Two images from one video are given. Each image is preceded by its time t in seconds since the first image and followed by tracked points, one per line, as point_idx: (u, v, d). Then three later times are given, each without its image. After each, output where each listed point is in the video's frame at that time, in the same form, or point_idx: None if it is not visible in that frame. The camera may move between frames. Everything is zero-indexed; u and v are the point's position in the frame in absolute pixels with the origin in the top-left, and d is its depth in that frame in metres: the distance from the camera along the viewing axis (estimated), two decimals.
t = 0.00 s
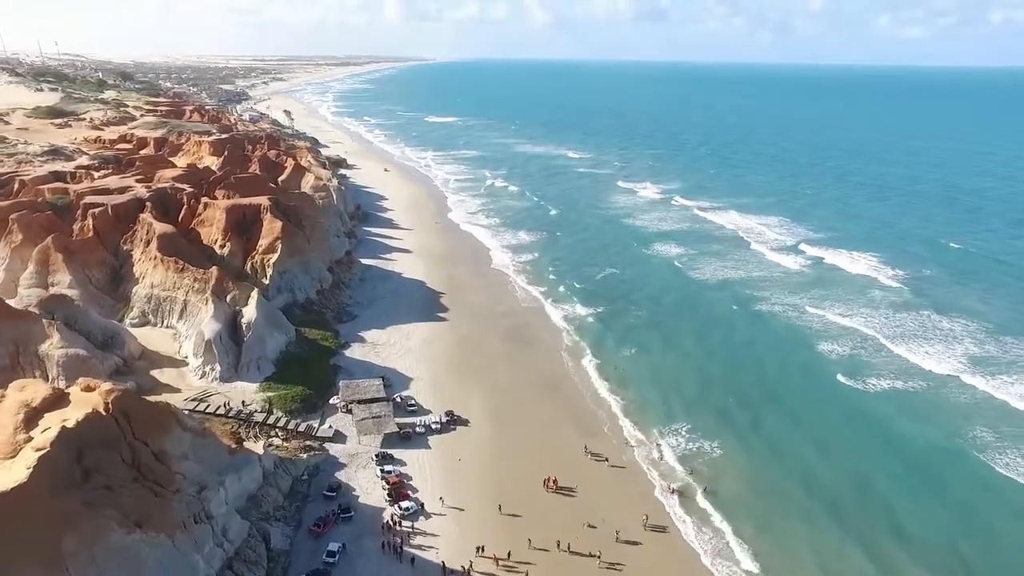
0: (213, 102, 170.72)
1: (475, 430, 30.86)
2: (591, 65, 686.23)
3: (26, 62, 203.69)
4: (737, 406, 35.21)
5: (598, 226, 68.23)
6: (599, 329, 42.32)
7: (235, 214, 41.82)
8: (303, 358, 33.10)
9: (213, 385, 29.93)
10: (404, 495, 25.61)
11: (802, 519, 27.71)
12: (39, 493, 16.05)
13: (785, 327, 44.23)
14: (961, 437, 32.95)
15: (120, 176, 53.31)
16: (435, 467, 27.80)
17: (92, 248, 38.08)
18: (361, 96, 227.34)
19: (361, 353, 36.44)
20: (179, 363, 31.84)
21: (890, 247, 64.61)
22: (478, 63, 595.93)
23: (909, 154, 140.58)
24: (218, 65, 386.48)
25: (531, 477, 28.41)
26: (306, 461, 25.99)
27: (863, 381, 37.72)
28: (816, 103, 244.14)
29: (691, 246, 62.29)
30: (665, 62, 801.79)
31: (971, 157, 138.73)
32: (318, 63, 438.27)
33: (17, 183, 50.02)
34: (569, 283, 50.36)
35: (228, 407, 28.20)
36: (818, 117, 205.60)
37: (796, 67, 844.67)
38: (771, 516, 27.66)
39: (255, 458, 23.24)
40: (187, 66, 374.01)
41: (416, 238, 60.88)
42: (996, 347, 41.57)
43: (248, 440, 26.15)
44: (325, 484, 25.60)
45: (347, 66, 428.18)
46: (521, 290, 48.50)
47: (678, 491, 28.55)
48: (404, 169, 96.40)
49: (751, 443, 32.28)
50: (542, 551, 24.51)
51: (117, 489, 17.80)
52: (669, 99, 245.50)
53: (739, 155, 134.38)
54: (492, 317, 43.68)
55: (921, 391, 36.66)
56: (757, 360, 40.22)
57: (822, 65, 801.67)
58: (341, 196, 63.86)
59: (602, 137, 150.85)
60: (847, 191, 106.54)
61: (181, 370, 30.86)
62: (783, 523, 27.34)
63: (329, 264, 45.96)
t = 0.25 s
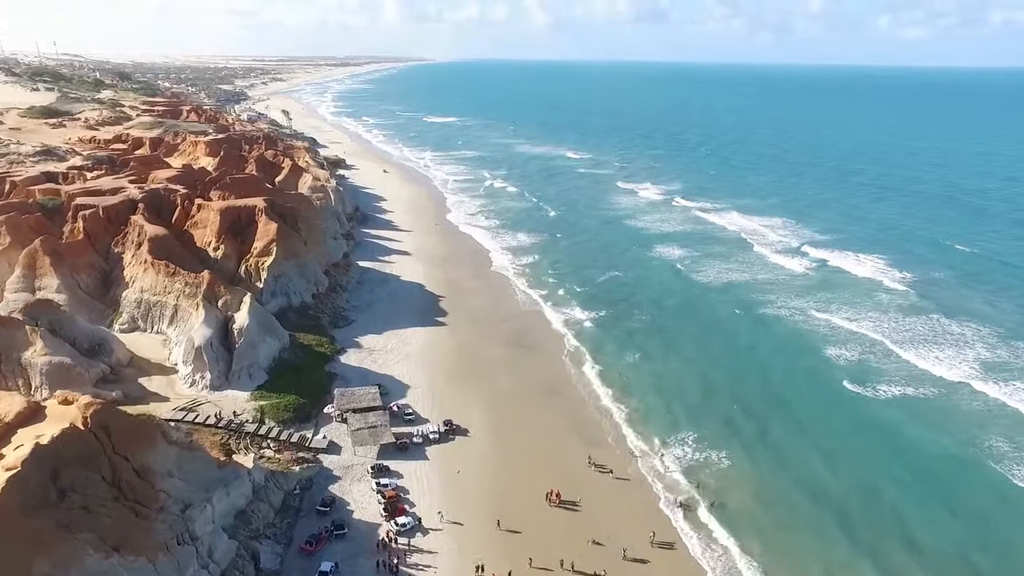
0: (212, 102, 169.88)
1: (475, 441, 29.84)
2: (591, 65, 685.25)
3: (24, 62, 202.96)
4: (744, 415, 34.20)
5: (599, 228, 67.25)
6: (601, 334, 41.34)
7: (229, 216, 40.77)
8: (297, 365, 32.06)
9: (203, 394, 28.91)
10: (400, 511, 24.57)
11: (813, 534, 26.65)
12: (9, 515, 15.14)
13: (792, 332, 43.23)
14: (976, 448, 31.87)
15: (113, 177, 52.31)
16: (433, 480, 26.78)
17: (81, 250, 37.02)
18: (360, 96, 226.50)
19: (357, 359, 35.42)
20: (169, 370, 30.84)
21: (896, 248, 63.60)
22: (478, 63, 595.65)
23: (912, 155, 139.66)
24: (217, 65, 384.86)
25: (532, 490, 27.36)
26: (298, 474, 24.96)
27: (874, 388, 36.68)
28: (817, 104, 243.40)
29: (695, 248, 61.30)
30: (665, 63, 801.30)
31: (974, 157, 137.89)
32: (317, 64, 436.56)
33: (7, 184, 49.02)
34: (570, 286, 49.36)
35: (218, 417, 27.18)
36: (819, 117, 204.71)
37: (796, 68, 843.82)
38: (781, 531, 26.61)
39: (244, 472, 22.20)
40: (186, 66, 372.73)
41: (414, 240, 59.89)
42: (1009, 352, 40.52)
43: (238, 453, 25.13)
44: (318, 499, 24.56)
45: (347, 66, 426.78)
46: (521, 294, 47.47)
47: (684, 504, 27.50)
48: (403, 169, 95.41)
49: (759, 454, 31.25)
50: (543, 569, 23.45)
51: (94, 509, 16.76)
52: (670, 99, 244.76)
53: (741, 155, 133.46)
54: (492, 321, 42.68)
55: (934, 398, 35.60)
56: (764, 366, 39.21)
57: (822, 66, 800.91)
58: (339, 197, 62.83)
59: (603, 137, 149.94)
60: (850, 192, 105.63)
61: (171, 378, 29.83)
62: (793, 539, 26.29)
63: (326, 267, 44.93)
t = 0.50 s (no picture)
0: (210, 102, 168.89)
1: (476, 454, 28.69)
2: (591, 65, 684.27)
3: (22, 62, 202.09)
4: (754, 425, 33.08)
5: (601, 229, 66.11)
6: (605, 339, 40.22)
7: (222, 218, 39.58)
8: (290, 373, 30.88)
9: (191, 404, 27.74)
10: (396, 530, 23.41)
11: (829, 554, 25.49)
12: None
13: (800, 338, 42.11)
14: (994, 461, 30.72)
15: (104, 177, 51.14)
16: (432, 495, 25.65)
17: (68, 254, 35.91)
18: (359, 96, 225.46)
19: (353, 367, 34.25)
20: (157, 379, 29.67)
21: (903, 250, 62.46)
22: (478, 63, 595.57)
23: (915, 155, 138.61)
24: (216, 65, 383.24)
25: (535, 506, 26.19)
26: (289, 490, 23.80)
27: (888, 397, 35.53)
28: (818, 104, 242.41)
29: (698, 250, 60.16)
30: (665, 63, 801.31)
31: (978, 158, 136.82)
32: (317, 64, 435.17)
33: None
34: (571, 290, 48.19)
35: (207, 430, 26.02)
36: (821, 117, 203.63)
37: (796, 68, 842.67)
38: (795, 551, 25.45)
39: (232, 491, 21.02)
40: (184, 66, 371.24)
41: (413, 242, 58.76)
42: None
43: (227, 468, 23.97)
44: (310, 517, 23.42)
45: (346, 66, 425.33)
46: (522, 298, 46.32)
47: (695, 521, 26.31)
48: (402, 170, 94.30)
49: (770, 467, 30.11)
50: None
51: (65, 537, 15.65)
52: (670, 99, 243.84)
53: (743, 156, 132.33)
54: (492, 326, 41.55)
55: (949, 407, 34.46)
56: (774, 374, 38.10)
57: (823, 66, 799.82)
58: (336, 198, 61.65)
59: (603, 138, 148.79)
60: (853, 192, 104.54)
61: (158, 387, 28.66)
62: (808, 558, 25.13)
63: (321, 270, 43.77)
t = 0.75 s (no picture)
0: (208, 102, 168.08)
1: (477, 466, 27.67)
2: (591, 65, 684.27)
3: (19, 63, 201.82)
4: (764, 435, 32.07)
5: (603, 231, 65.11)
6: (608, 345, 39.21)
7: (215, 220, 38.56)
8: (284, 381, 29.85)
9: (180, 414, 26.74)
10: (392, 548, 22.38)
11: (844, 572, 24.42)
12: None
13: (808, 343, 41.13)
14: (1013, 473, 29.66)
15: (96, 178, 50.15)
16: (430, 510, 24.66)
17: (56, 257, 35.03)
18: (359, 96, 224.71)
19: (349, 374, 33.23)
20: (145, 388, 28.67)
21: (910, 252, 61.46)
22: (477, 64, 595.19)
23: (918, 155, 137.62)
24: (215, 65, 382.10)
25: (538, 521, 25.14)
26: (280, 506, 22.80)
27: (901, 404, 34.50)
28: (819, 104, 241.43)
29: (702, 252, 59.15)
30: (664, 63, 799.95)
31: (981, 158, 135.80)
32: (316, 64, 434.22)
33: None
34: (573, 294, 47.16)
35: (195, 441, 25.01)
36: (822, 117, 202.63)
37: (797, 68, 841.72)
38: (809, 569, 24.39)
39: (220, 508, 19.98)
40: (183, 65, 370.06)
41: (412, 244, 57.76)
42: None
43: (215, 483, 22.98)
44: (302, 534, 22.38)
45: (345, 67, 424.18)
46: (523, 301, 45.28)
47: (704, 537, 25.25)
48: (401, 171, 93.31)
49: (781, 479, 29.09)
50: None
51: (35, 562, 14.81)
52: (671, 100, 243.20)
53: (745, 156, 131.34)
54: (493, 331, 40.54)
55: (964, 416, 33.43)
56: (782, 381, 37.11)
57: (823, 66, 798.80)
58: (334, 199, 60.63)
59: (604, 138, 147.76)
60: (857, 193, 103.54)
61: (146, 396, 27.67)
62: None
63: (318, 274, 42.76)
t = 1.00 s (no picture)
0: (206, 102, 166.87)
1: (478, 482, 26.47)
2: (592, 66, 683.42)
3: (17, 62, 200.80)
4: (775, 447, 30.90)
5: (605, 233, 63.95)
6: (612, 352, 38.03)
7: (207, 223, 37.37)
8: (275, 391, 28.67)
9: (166, 427, 25.56)
10: (386, 571, 21.21)
11: None
12: None
13: (818, 350, 39.94)
14: None
15: (87, 179, 49.00)
16: (427, 529, 23.49)
17: (42, 262, 33.85)
18: (358, 96, 223.46)
19: (344, 382, 32.03)
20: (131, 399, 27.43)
21: (919, 255, 60.22)
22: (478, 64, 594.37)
23: (921, 156, 136.58)
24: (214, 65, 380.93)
25: (542, 541, 23.97)
26: (269, 526, 21.63)
27: (916, 414, 33.33)
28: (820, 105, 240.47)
29: (707, 255, 57.98)
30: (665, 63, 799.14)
31: (985, 159, 134.67)
32: (316, 65, 433.26)
33: None
34: (575, 298, 46.01)
35: (181, 456, 23.85)
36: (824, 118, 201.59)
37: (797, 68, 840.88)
38: None
39: (202, 531, 18.96)
40: (182, 66, 368.85)
41: (411, 247, 56.58)
42: None
43: (200, 502, 21.82)
44: (291, 557, 21.25)
45: (344, 67, 425.17)
46: (524, 306, 44.07)
47: (716, 558, 24.07)
48: (400, 171, 92.17)
49: (794, 494, 27.92)
50: None
51: None
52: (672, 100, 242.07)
53: (747, 157, 130.23)
54: (494, 337, 39.39)
55: (982, 426, 32.27)
56: (793, 389, 35.93)
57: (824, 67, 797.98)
58: (331, 201, 59.44)
59: (606, 138, 146.55)
60: (861, 194, 102.37)
61: (131, 408, 26.48)
62: None
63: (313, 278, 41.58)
